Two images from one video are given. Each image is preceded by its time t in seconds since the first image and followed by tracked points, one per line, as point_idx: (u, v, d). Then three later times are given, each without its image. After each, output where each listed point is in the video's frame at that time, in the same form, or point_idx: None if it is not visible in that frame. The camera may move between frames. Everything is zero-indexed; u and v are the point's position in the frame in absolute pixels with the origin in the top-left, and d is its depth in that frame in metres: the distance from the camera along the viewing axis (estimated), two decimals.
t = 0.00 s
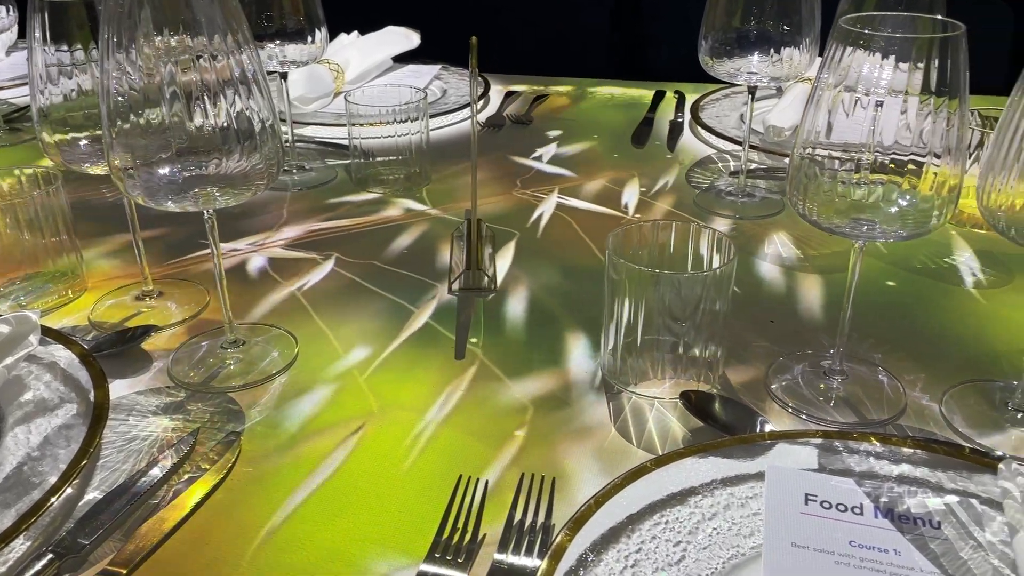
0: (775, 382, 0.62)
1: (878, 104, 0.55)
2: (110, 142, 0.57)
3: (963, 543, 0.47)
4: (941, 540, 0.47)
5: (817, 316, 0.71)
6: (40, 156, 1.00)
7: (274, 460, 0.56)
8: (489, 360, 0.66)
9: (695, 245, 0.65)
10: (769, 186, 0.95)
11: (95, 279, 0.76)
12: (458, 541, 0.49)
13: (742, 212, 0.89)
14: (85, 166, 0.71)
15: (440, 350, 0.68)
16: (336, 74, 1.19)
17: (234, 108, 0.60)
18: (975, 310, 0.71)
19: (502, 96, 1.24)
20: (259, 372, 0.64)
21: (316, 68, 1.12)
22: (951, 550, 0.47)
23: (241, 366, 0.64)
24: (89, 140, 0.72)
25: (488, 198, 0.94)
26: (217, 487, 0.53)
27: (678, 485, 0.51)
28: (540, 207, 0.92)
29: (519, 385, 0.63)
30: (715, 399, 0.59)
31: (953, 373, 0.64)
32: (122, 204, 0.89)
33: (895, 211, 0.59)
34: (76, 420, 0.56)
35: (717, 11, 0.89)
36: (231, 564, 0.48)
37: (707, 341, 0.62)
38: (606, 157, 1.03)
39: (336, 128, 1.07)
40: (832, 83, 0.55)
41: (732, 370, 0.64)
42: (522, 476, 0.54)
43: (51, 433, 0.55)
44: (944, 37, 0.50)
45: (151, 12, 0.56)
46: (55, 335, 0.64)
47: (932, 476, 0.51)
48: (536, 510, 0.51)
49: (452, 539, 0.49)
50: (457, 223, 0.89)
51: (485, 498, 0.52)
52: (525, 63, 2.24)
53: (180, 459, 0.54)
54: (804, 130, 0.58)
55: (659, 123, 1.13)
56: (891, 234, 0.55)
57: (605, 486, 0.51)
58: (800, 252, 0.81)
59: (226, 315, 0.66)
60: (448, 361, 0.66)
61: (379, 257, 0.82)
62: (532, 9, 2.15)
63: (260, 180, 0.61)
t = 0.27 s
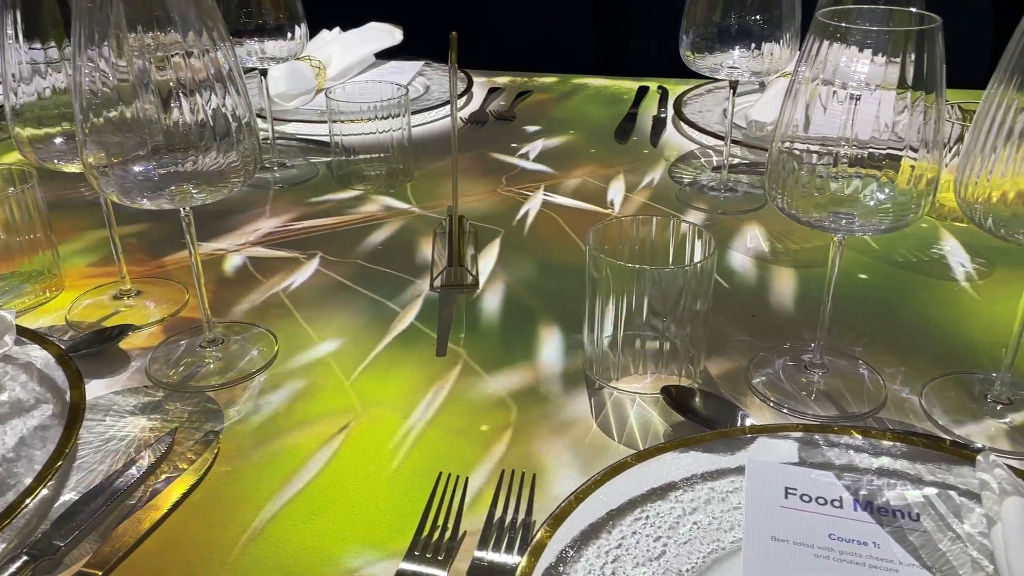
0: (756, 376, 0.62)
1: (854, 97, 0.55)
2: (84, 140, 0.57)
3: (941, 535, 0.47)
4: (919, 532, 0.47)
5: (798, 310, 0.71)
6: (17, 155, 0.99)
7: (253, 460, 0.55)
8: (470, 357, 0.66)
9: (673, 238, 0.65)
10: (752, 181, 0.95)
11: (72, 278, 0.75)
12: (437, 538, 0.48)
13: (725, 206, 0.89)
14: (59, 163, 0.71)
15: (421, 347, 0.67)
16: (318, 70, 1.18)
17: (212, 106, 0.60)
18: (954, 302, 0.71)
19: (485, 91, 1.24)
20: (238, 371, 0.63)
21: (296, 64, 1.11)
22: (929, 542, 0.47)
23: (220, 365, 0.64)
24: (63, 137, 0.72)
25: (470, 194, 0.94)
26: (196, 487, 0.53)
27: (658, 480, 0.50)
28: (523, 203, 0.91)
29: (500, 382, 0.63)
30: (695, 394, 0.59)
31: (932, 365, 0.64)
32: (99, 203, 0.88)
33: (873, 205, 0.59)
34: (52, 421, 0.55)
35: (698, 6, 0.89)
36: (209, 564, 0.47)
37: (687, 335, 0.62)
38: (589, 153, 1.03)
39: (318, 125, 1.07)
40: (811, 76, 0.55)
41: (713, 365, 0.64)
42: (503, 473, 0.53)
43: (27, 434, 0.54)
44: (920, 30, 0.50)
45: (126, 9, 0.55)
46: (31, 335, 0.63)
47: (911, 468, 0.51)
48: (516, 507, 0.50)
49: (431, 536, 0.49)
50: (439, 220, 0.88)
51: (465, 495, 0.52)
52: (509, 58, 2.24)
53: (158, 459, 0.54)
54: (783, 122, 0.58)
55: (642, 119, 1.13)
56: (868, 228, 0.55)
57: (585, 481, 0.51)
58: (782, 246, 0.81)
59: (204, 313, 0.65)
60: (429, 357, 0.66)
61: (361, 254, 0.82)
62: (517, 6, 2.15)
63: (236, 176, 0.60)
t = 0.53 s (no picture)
0: (734, 369, 0.63)
1: (833, 89, 0.55)
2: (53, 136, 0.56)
3: (917, 523, 0.47)
4: (895, 521, 0.48)
5: (777, 302, 0.71)
6: None
7: (229, 457, 0.55)
8: (448, 352, 0.66)
9: (651, 231, 0.65)
10: (732, 173, 0.95)
11: (46, 276, 0.74)
12: (414, 534, 0.48)
13: (705, 199, 0.89)
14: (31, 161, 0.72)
15: (399, 342, 0.67)
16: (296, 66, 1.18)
17: (183, 103, 0.60)
18: (931, 293, 0.72)
19: (466, 86, 1.23)
20: (214, 368, 0.63)
21: (274, 59, 1.10)
22: (905, 531, 0.47)
23: (195, 362, 0.63)
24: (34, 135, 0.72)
25: (450, 189, 0.93)
26: (170, 485, 0.52)
27: (636, 472, 0.50)
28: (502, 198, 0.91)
29: (478, 377, 0.63)
30: (673, 386, 0.59)
31: (908, 356, 0.64)
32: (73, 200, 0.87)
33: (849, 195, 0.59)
34: (24, 421, 0.54)
35: None
36: (184, 563, 0.47)
37: (665, 328, 0.62)
38: (570, 146, 1.03)
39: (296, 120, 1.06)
40: (790, 69, 0.55)
41: (692, 358, 0.65)
42: (481, 468, 0.53)
43: None
44: (892, 20, 0.50)
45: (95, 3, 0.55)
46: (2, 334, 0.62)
47: (887, 458, 0.51)
48: (493, 502, 0.50)
49: (408, 533, 0.48)
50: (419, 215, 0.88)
51: (442, 490, 0.51)
52: (492, 53, 2.23)
53: (131, 458, 0.53)
54: (758, 114, 0.58)
55: (623, 112, 1.13)
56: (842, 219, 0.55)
57: (562, 475, 0.51)
58: (761, 238, 0.81)
59: (178, 310, 0.65)
60: (407, 352, 0.66)
61: (338, 249, 0.81)
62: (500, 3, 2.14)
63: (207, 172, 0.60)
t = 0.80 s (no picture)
0: (708, 359, 0.63)
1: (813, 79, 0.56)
2: (18, 131, 0.55)
3: (887, 511, 0.48)
4: (866, 509, 0.48)
5: (751, 293, 0.72)
6: None
7: (200, 453, 0.54)
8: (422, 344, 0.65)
9: (624, 223, 0.65)
10: (709, 164, 0.95)
11: (16, 273, 0.74)
12: (386, 530, 0.48)
13: (682, 190, 0.89)
14: None
15: (374, 335, 0.66)
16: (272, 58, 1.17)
17: (150, 96, 0.59)
18: (905, 281, 0.72)
19: (444, 78, 1.23)
20: (185, 364, 0.62)
21: (249, 52, 1.09)
22: (875, 519, 0.47)
23: (167, 359, 0.63)
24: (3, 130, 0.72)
25: (427, 181, 0.93)
26: (141, 482, 0.52)
27: (608, 463, 0.50)
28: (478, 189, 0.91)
29: (452, 368, 0.63)
30: (645, 376, 0.59)
31: (881, 343, 0.64)
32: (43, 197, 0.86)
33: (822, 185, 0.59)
34: None
35: None
36: (155, 560, 0.46)
37: (639, 319, 0.62)
38: (548, 137, 1.03)
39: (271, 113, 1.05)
40: (764, 59, 0.55)
41: (666, 349, 0.65)
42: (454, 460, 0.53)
43: None
44: (862, 7, 0.50)
45: None
46: None
47: (859, 446, 0.51)
48: (466, 496, 0.50)
49: (380, 528, 0.48)
50: (391, 204, 0.88)
51: (415, 484, 0.51)
52: (473, 45, 2.22)
53: (101, 456, 0.53)
54: (732, 104, 0.58)
55: (601, 104, 1.13)
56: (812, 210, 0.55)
57: (535, 467, 0.51)
58: (737, 229, 0.81)
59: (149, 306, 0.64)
60: (381, 345, 0.65)
61: (311, 241, 0.81)
62: None
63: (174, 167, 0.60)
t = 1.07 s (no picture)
0: (685, 346, 0.63)
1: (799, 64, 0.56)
2: None
3: (862, 495, 0.48)
4: (841, 494, 0.48)
5: (729, 280, 0.71)
6: None
7: (170, 445, 0.53)
8: (397, 333, 0.65)
9: (598, 210, 0.65)
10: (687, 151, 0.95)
11: None
12: (358, 521, 0.47)
13: (660, 177, 0.89)
14: None
15: (348, 325, 0.66)
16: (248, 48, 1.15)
17: (117, 93, 0.59)
18: (882, 266, 0.72)
19: (422, 66, 1.22)
20: (156, 357, 0.61)
21: (223, 41, 1.08)
22: (849, 503, 0.47)
23: (137, 351, 0.62)
24: None
25: (404, 170, 0.92)
26: (109, 476, 0.51)
27: (583, 451, 0.50)
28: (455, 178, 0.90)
29: (427, 357, 0.62)
30: (619, 362, 0.59)
31: (858, 328, 0.64)
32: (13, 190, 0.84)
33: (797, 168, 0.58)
34: None
35: None
36: (123, 555, 0.46)
37: (615, 306, 0.62)
38: (526, 126, 1.02)
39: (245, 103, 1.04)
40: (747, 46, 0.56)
41: (643, 336, 0.64)
42: (428, 449, 0.53)
43: None
44: None
45: None
46: None
47: (835, 430, 0.51)
48: (440, 485, 0.49)
49: (352, 518, 0.47)
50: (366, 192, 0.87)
51: (387, 473, 0.51)
52: (454, 35, 2.21)
53: (69, 450, 0.52)
54: (704, 91, 0.58)
55: (580, 92, 1.12)
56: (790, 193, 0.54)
57: (510, 456, 0.50)
58: (715, 215, 0.81)
59: (117, 296, 0.63)
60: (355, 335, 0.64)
61: (284, 229, 0.80)
62: None
63: (142, 157, 0.60)
